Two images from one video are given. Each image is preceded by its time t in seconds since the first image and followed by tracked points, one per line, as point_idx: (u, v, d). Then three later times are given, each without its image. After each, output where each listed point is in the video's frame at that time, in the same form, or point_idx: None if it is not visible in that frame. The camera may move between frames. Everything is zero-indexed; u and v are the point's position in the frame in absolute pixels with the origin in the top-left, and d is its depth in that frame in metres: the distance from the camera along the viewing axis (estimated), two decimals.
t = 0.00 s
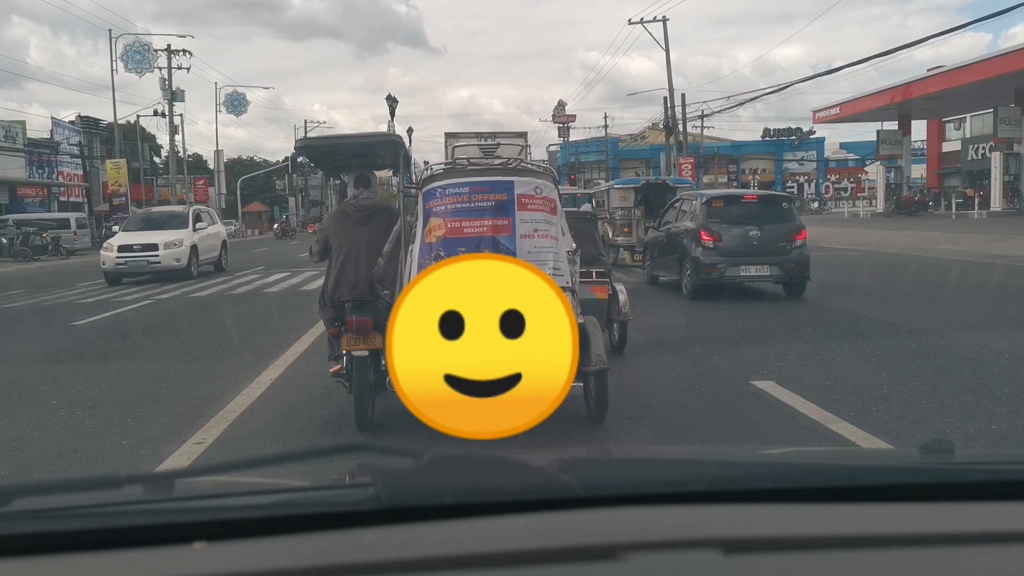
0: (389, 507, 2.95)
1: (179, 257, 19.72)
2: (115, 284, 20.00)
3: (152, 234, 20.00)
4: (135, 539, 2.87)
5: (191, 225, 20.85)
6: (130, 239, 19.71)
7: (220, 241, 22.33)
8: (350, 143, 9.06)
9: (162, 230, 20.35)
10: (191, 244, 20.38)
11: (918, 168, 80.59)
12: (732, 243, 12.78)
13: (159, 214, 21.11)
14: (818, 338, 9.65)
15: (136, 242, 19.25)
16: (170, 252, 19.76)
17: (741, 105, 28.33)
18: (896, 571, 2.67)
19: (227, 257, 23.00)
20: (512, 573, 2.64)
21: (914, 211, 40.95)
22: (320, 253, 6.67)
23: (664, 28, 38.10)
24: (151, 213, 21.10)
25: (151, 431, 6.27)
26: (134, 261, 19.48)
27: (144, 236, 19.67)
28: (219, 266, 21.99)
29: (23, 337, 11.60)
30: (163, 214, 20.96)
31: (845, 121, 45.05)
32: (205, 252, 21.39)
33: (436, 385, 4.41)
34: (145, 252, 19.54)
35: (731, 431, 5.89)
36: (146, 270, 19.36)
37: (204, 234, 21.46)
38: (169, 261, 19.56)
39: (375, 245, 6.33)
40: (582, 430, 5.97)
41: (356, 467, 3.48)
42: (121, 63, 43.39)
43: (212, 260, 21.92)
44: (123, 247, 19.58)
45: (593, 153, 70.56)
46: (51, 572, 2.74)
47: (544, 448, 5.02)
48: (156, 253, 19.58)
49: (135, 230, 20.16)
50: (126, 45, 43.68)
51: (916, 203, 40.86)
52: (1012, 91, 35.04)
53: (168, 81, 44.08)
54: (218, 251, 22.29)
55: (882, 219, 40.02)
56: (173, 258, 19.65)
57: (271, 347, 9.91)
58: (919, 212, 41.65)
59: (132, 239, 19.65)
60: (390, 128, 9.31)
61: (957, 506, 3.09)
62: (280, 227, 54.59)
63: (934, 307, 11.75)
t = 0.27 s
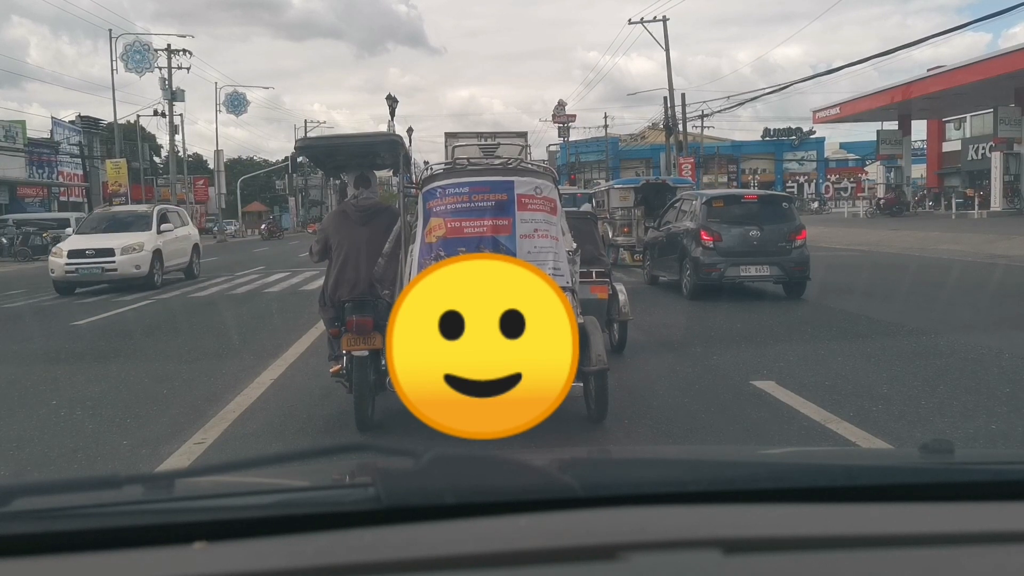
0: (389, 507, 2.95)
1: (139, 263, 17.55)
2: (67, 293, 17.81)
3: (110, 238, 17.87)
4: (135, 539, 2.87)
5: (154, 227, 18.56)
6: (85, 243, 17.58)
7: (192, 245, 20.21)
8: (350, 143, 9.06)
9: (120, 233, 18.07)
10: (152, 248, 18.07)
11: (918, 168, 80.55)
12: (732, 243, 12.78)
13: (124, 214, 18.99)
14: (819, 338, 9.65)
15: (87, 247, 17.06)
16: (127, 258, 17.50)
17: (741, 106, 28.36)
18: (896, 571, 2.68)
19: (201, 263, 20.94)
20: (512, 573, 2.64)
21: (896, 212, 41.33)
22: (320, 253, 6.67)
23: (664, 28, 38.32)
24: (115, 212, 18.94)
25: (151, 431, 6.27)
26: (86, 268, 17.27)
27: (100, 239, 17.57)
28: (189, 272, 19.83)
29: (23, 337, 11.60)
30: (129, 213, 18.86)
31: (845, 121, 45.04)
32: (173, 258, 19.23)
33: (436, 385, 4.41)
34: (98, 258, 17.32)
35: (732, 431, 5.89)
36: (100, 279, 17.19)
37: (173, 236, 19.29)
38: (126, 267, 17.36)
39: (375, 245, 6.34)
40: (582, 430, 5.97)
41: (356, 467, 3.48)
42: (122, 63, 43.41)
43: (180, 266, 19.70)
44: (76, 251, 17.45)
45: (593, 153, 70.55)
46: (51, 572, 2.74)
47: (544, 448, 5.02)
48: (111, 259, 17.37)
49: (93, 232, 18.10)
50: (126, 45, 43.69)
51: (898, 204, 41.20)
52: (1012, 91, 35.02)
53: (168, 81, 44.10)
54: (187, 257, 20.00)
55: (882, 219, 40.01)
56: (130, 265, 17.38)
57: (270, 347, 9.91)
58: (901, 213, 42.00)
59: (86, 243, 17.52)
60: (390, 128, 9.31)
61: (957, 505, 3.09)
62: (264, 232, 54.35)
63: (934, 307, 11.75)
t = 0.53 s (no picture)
0: (390, 507, 2.95)
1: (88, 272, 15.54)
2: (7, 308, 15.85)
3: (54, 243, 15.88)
4: (135, 539, 2.87)
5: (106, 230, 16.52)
6: (25, 249, 15.55)
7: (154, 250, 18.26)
8: (351, 143, 9.07)
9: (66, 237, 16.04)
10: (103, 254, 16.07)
11: (918, 168, 80.57)
12: (732, 243, 12.78)
13: (78, 215, 17.01)
14: (818, 338, 9.65)
15: (24, 254, 15.01)
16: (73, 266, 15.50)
17: (740, 106, 28.38)
18: (896, 571, 2.68)
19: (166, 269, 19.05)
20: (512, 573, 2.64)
21: (875, 213, 42.04)
22: (320, 253, 6.67)
23: (664, 28, 38.46)
24: (67, 213, 16.94)
25: (151, 431, 6.27)
26: (21, 278, 15.20)
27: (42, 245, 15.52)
28: (151, 280, 17.89)
29: (23, 337, 11.59)
30: (85, 215, 16.91)
31: (845, 121, 45.03)
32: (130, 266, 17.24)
33: (436, 385, 4.41)
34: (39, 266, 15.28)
35: (732, 431, 5.89)
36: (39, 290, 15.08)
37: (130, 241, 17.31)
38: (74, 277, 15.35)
39: (375, 245, 6.34)
40: (581, 430, 5.97)
41: (356, 466, 3.48)
42: (122, 63, 43.41)
43: (140, 273, 17.75)
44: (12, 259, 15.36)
45: (593, 153, 70.57)
46: (50, 572, 2.75)
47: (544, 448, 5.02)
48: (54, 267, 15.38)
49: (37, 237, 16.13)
50: (126, 45, 43.71)
51: (879, 205, 41.84)
52: (1012, 91, 35.02)
53: (168, 81, 44.12)
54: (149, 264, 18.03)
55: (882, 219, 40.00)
56: (75, 274, 15.34)
57: (271, 347, 9.91)
58: (882, 214, 42.66)
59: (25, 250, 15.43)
60: (390, 128, 9.31)
61: (957, 505, 3.09)
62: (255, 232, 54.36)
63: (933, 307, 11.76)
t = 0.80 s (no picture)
0: (390, 506, 2.95)
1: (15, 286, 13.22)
2: None
3: None
4: (135, 539, 2.87)
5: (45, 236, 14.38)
6: None
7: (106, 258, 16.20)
8: (350, 143, 9.07)
9: None
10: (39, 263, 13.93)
11: (918, 168, 80.56)
12: (731, 243, 12.78)
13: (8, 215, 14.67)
14: (819, 338, 9.65)
15: None
16: None
17: (741, 106, 28.38)
18: (896, 571, 2.68)
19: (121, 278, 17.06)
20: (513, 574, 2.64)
21: (855, 214, 43.17)
22: (320, 253, 6.67)
23: (664, 29, 38.28)
24: None
25: (151, 431, 6.27)
26: None
27: None
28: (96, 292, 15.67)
29: (23, 337, 11.59)
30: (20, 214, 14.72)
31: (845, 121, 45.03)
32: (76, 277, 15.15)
33: (436, 385, 4.41)
34: None
35: (732, 431, 5.89)
36: None
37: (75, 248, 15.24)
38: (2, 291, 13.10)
39: (375, 245, 6.34)
40: (581, 430, 5.97)
41: (356, 467, 3.48)
42: (122, 63, 43.42)
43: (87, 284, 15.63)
44: None
45: (593, 153, 70.57)
46: (50, 571, 2.75)
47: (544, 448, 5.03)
48: None
49: None
50: (126, 45, 43.73)
51: (859, 205, 42.90)
52: (1012, 91, 35.02)
53: (168, 81, 44.15)
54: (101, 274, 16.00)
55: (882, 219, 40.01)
56: None
57: (271, 347, 9.91)
58: (862, 215, 43.98)
59: None
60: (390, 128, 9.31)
61: (957, 505, 3.09)
62: (245, 232, 54.23)
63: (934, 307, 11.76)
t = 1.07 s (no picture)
0: (390, 507, 2.95)
1: None
2: None
3: None
4: (136, 539, 2.87)
5: None
6: None
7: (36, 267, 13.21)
8: (350, 143, 9.07)
9: None
10: None
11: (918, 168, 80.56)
12: (732, 243, 12.78)
13: None
14: (819, 338, 9.65)
15: None
16: None
17: (741, 106, 28.36)
18: (896, 571, 2.67)
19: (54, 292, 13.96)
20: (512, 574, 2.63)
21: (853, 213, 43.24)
22: (320, 253, 6.67)
23: (665, 28, 38.41)
24: None
25: (151, 431, 6.27)
26: None
27: None
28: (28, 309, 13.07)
29: (23, 337, 11.59)
30: None
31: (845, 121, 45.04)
32: None
33: (437, 385, 4.40)
34: None
35: (732, 431, 5.89)
36: None
37: None
38: None
39: (375, 245, 6.34)
40: (581, 430, 5.97)
41: (356, 467, 3.48)
42: (122, 63, 43.42)
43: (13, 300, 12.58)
44: None
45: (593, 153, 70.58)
46: (49, 571, 2.75)
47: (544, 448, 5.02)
48: None
49: None
50: (126, 45, 43.72)
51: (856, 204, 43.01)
52: (1012, 91, 35.02)
53: (168, 81, 44.14)
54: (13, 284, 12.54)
55: (883, 219, 40.02)
56: None
57: (271, 347, 9.90)
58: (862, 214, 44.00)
59: None
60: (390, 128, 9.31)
61: (957, 505, 3.09)
62: (240, 232, 54.15)
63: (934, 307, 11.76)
